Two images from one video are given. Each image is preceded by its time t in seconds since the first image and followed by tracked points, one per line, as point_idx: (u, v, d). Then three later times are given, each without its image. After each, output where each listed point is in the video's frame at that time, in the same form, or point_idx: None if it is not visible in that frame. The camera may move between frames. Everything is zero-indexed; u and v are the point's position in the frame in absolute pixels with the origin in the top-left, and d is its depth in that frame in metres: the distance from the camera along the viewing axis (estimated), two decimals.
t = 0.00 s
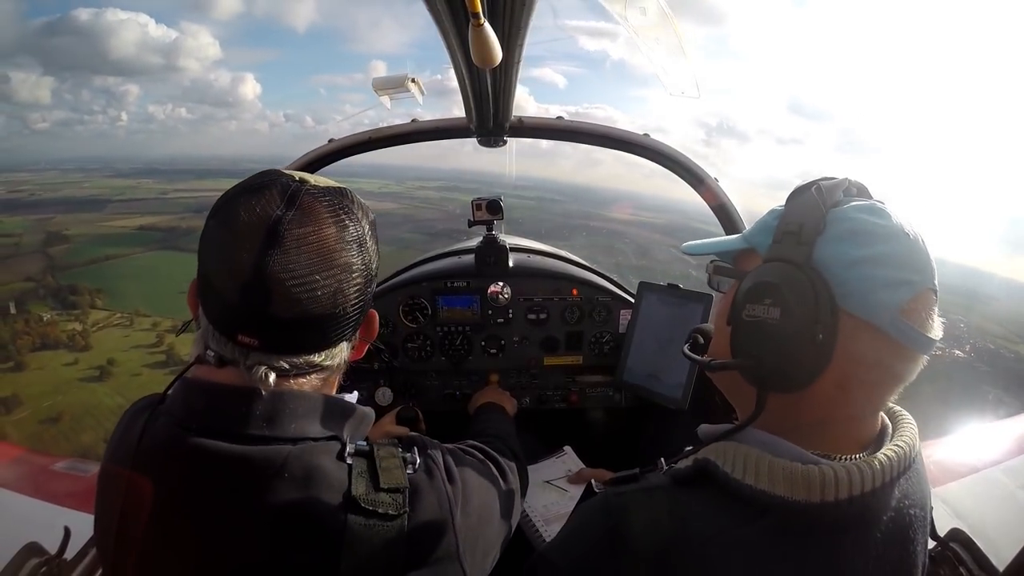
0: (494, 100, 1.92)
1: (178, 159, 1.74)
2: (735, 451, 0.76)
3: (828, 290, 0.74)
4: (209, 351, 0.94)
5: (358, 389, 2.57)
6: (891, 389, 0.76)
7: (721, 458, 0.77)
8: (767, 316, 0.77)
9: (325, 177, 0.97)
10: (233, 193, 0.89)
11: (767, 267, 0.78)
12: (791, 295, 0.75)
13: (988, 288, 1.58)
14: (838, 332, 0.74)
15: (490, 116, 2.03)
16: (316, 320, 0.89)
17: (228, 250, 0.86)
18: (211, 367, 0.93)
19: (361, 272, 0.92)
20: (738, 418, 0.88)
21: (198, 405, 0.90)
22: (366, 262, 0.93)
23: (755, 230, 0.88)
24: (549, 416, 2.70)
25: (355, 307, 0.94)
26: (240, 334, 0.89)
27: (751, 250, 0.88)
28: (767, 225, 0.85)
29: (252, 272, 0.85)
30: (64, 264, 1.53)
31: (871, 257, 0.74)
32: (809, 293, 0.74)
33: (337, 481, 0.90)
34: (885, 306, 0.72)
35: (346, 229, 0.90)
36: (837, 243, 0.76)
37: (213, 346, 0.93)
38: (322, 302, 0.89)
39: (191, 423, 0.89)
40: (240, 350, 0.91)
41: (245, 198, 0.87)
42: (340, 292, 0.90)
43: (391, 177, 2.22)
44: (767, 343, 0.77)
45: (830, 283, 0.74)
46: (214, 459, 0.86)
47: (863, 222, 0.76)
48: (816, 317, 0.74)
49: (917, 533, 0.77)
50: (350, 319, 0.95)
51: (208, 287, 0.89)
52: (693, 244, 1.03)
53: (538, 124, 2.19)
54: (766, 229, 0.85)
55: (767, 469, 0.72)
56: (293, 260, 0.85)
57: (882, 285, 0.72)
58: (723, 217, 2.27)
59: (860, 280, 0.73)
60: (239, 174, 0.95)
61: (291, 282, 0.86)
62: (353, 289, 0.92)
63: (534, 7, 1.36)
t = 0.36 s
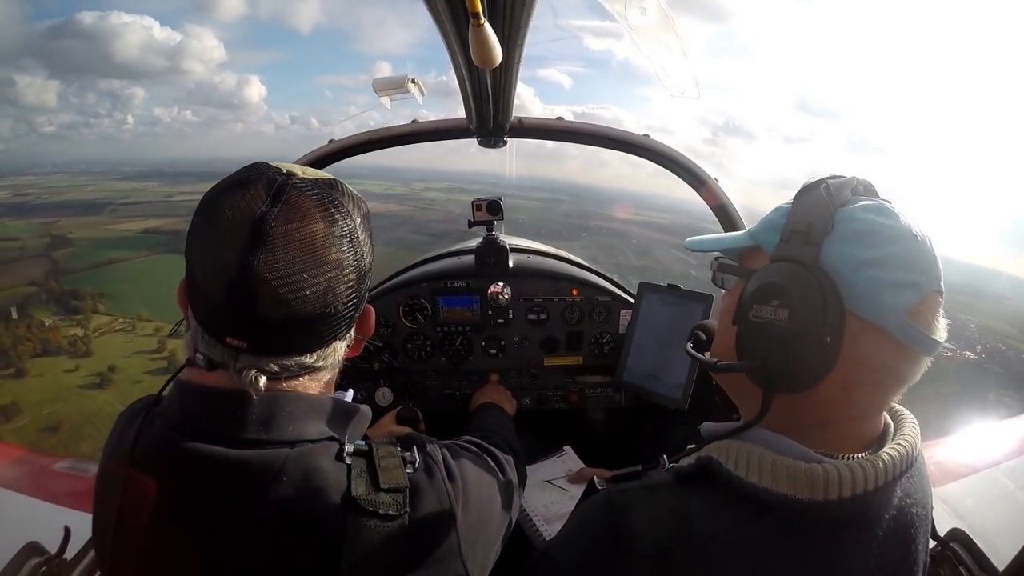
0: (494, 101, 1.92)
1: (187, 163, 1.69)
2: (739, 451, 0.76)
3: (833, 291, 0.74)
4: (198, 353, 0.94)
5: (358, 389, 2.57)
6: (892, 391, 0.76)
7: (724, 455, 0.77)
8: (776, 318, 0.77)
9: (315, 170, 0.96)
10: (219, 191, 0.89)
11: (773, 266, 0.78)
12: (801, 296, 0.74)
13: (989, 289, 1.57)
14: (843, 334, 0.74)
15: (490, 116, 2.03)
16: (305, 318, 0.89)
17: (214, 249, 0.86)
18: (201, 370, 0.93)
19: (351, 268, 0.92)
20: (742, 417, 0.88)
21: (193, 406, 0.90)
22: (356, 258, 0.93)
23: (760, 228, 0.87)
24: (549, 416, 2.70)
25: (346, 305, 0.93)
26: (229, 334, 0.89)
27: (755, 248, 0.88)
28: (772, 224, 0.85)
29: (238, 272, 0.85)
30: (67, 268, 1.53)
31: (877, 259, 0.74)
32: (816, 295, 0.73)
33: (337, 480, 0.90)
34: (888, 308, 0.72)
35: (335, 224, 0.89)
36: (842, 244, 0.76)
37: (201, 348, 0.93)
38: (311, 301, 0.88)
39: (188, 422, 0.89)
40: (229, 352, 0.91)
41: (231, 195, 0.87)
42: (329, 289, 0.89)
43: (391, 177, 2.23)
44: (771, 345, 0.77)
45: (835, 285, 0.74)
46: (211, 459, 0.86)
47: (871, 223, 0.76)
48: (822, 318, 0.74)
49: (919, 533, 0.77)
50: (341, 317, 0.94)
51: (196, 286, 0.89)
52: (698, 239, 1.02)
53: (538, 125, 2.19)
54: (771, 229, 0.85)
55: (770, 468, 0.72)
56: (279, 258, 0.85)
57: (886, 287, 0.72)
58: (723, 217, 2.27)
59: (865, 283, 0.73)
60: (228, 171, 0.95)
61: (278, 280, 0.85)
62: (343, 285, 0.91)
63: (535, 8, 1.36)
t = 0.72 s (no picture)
0: (493, 101, 1.92)
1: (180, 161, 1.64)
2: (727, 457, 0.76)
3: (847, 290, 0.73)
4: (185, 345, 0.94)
5: (358, 389, 2.57)
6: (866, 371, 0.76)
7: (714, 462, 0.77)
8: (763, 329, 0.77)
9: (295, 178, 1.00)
10: (208, 192, 0.93)
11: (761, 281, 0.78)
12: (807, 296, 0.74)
13: (990, 289, 1.57)
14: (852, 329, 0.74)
15: (490, 116, 2.03)
16: (268, 316, 0.89)
17: (190, 243, 0.89)
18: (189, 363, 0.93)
19: (321, 272, 0.93)
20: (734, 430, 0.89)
21: (181, 401, 0.91)
22: (328, 263, 0.94)
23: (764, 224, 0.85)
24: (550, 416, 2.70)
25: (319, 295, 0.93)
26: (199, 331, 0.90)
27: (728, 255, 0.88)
28: (776, 221, 0.83)
29: (209, 263, 0.87)
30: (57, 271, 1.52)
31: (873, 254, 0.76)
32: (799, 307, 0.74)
33: (333, 483, 0.90)
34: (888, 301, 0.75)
35: (307, 227, 0.92)
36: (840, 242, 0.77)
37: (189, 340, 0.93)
38: (280, 287, 0.88)
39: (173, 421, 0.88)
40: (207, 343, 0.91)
41: (214, 194, 0.91)
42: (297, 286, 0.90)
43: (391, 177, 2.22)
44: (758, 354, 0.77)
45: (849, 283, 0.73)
46: (199, 458, 0.86)
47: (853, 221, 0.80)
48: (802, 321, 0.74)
49: (917, 531, 0.77)
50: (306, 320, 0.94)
51: (178, 283, 0.91)
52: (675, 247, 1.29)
53: (538, 124, 2.19)
54: (775, 226, 0.82)
55: (769, 473, 0.72)
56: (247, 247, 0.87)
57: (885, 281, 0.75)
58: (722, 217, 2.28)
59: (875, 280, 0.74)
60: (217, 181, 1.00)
61: (244, 276, 0.87)
62: (310, 288, 0.92)
63: (534, 7, 1.36)
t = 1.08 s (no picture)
0: (493, 101, 1.93)
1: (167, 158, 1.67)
2: (719, 455, 0.75)
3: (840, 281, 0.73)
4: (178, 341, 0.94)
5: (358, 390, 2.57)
6: (863, 368, 0.76)
7: (704, 461, 0.76)
8: (736, 325, 0.79)
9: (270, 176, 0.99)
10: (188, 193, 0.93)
11: (734, 274, 0.80)
12: (800, 290, 0.75)
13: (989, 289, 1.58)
14: (848, 320, 0.74)
15: (490, 116, 2.04)
16: (259, 309, 0.89)
17: (176, 244, 0.88)
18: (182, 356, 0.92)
19: (308, 263, 0.93)
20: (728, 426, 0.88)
21: (174, 398, 0.91)
22: (314, 253, 0.94)
23: (762, 219, 0.83)
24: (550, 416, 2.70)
25: (305, 288, 0.94)
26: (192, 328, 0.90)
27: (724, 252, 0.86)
28: (775, 222, 0.81)
29: (196, 261, 0.87)
30: (45, 270, 1.59)
31: (868, 244, 0.75)
32: (776, 303, 0.75)
33: (329, 483, 0.91)
34: (886, 291, 0.74)
35: (290, 219, 0.91)
36: (832, 234, 0.76)
37: (181, 335, 0.93)
38: (268, 281, 0.89)
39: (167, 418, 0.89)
40: (199, 337, 0.91)
41: (195, 195, 0.91)
42: (285, 279, 0.90)
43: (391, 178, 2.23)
44: (737, 349, 0.78)
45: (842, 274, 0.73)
46: (195, 454, 0.86)
47: (848, 213, 0.78)
48: (783, 318, 0.74)
49: (913, 527, 0.77)
50: (299, 311, 0.94)
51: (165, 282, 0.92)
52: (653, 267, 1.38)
53: (538, 124, 2.19)
54: (773, 228, 0.81)
55: (764, 470, 0.71)
56: (233, 243, 0.87)
57: (882, 270, 0.74)
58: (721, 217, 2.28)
59: (871, 269, 0.73)
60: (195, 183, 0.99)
61: (232, 271, 0.87)
62: (298, 278, 0.92)
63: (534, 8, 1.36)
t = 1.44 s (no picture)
0: (493, 102, 1.93)
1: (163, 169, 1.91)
2: (717, 457, 0.76)
3: (828, 279, 0.72)
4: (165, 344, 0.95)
5: (358, 389, 2.59)
6: (865, 365, 0.75)
7: (701, 466, 0.77)
8: (722, 325, 0.80)
9: (264, 171, 0.98)
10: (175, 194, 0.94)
11: (720, 276, 0.81)
12: (787, 290, 0.75)
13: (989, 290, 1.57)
14: (837, 318, 0.73)
15: (490, 116, 2.04)
16: (246, 307, 0.90)
17: (160, 246, 0.89)
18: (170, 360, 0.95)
19: (293, 257, 0.93)
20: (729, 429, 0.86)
21: (165, 402, 0.91)
22: (298, 248, 0.93)
23: (751, 221, 0.80)
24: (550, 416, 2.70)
25: (288, 289, 0.93)
26: (182, 327, 0.92)
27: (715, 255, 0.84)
28: (763, 224, 0.80)
29: (177, 262, 0.88)
30: (43, 272, 1.81)
31: (858, 240, 0.74)
32: (761, 303, 0.75)
33: (325, 484, 0.90)
34: (876, 287, 0.73)
35: (271, 215, 0.91)
36: (822, 231, 0.75)
37: (167, 339, 0.95)
38: (248, 284, 0.89)
39: (156, 423, 0.88)
40: (185, 340, 0.93)
41: (179, 195, 0.91)
42: (270, 275, 0.91)
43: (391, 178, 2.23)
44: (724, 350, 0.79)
45: (830, 272, 0.72)
46: (185, 459, 0.86)
47: (836, 213, 0.76)
48: (767, 314, 0.74)
49: (912, 531, 0.77)
50: (287, 304, 0.95)
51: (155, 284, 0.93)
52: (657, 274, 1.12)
53: (538, 124, 2.19)
54: (762, 229, 0.79)
55: (763, 472, 0.70)
56: (212, 246, 0.87)
57: (872, 267, 0.73)
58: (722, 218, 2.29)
59: (860, 266, 0.72)
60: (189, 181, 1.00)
61: (215, 273, 0.87)
62: (284, 274, 0.92)
63: (535, 7, 1.36)
